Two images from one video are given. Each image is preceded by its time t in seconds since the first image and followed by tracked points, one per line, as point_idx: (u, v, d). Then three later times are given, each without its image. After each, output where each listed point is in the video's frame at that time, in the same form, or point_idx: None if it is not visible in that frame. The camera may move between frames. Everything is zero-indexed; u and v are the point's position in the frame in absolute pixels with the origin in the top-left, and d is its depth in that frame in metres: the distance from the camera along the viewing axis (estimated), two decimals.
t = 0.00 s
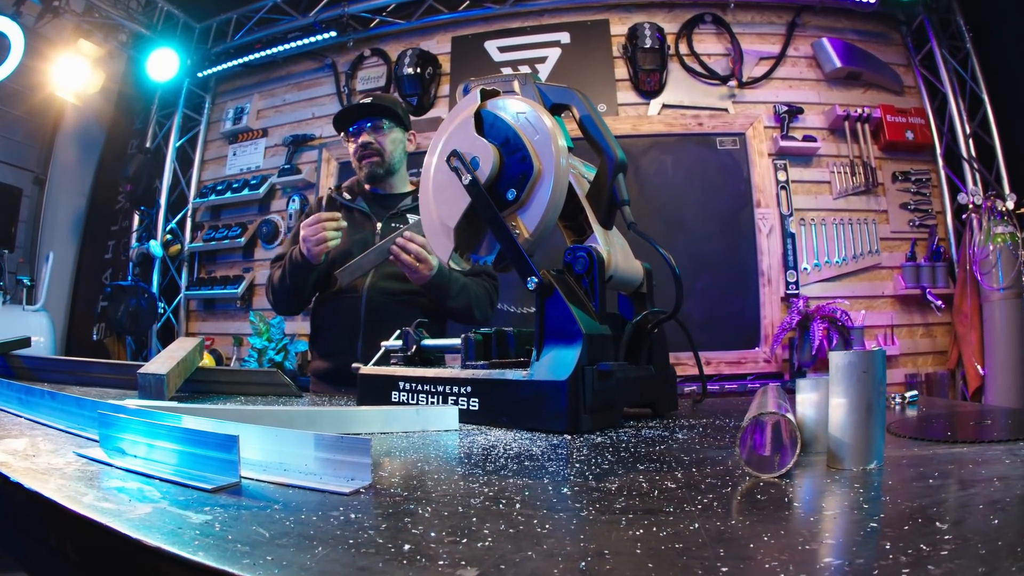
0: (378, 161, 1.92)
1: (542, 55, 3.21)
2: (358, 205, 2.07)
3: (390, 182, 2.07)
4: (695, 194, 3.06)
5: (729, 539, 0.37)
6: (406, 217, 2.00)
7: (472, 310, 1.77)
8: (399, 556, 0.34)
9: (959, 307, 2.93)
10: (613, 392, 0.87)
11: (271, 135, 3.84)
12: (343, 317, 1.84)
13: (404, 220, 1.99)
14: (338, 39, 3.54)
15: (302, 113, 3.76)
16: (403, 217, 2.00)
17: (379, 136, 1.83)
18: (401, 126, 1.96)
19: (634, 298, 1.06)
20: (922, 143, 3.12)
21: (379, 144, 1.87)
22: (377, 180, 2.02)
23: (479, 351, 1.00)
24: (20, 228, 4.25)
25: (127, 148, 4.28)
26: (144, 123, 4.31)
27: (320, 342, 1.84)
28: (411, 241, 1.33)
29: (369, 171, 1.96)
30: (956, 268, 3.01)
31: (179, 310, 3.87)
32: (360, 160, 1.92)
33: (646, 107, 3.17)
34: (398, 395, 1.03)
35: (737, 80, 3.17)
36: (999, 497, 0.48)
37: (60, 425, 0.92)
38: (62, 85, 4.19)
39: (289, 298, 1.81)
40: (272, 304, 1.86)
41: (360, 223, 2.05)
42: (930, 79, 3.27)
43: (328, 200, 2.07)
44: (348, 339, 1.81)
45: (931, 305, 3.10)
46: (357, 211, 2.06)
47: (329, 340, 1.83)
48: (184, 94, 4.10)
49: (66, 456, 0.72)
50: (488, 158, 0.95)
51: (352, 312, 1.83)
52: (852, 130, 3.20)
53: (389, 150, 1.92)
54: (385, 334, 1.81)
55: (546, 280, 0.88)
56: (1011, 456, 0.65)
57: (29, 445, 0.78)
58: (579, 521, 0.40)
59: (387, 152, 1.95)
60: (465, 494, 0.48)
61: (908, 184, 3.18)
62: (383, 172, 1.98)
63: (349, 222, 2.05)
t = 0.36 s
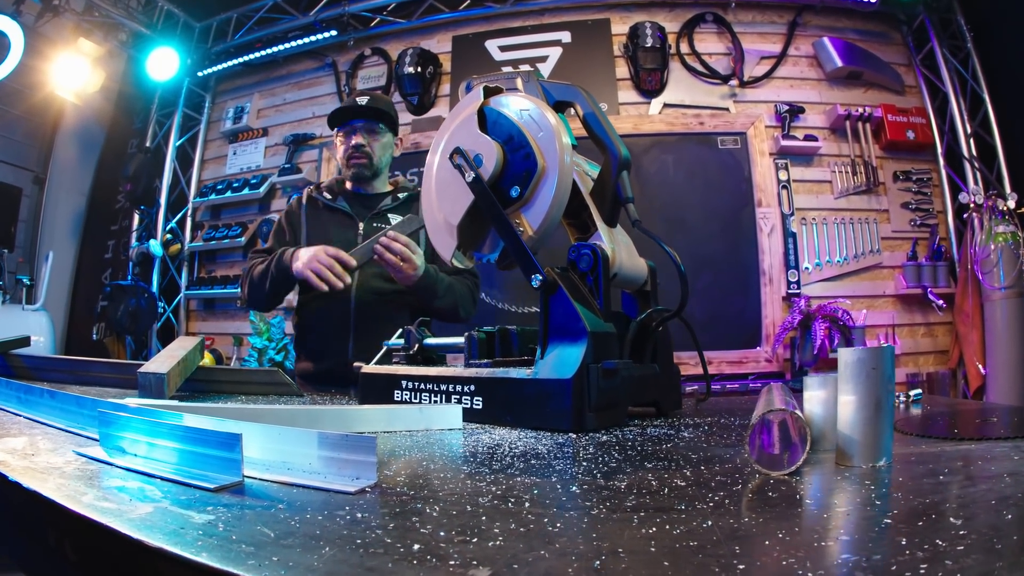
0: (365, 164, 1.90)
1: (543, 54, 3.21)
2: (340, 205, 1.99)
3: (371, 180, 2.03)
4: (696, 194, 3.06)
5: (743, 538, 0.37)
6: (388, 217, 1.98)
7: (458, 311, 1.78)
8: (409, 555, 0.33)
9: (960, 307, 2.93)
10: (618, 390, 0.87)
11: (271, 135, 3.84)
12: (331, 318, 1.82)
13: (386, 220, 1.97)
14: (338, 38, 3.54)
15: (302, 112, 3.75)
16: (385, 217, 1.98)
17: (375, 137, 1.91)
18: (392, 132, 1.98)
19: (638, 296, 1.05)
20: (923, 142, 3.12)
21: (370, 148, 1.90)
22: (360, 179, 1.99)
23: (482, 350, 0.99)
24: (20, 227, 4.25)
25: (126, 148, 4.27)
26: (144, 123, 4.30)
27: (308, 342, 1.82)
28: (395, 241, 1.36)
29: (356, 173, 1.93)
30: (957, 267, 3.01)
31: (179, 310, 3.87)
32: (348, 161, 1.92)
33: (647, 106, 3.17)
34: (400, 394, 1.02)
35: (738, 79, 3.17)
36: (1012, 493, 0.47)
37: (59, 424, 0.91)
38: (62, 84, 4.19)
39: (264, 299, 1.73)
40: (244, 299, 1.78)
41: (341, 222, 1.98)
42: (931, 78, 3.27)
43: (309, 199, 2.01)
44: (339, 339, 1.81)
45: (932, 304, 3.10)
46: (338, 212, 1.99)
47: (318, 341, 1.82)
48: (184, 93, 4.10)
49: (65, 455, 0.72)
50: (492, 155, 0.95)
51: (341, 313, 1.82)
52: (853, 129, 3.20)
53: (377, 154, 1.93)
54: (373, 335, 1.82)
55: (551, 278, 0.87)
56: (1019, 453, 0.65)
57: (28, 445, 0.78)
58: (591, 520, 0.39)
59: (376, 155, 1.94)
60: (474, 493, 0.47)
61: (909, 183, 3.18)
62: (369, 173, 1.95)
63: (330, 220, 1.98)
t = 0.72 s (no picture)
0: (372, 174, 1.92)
1: (545, 54, 3.21)
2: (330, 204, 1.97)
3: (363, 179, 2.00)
4: (698, 193, 3.06)
5: (757, 533, 0.38)
6: (381, 216, 2.01)
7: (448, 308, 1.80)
8: (425, 554, 0.32)
9: (961, 306, 2.94)
10: (624, 389, 0.87)
11: (271, 134, 3.83)
12: (328, 317, 1.81)
13: (380, 220, 2.00)
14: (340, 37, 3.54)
15: (303, 112, 3.76)
16: (379, 216, 2.00)
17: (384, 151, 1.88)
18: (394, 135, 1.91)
19: (643, 295, 1.05)
20: (924, 142, 3.12)
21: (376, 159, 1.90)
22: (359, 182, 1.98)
23: (487, 349, 0.99)
24: (20, 227, 4.24)
25: (127, 148, 4.27)
26: (144, 123, 4.30)
27: (304, 341, 1.82)
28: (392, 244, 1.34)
29: (361, 182, 1.94)
30: (958, 267, 3.01)
31: (180, 310, 3.87)
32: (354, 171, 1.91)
33: (649, 106, 3.17)
34: (404, 394, 1.02)
35: (740, 79, 3.17)
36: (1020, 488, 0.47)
37: (63, 424, 0.91)
38: (63, 84, 4.18)
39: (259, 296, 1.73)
40: (237, 296, 1.76)
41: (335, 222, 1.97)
42: (932, 78, 3.28)
43: (299, 199, 1.95)
44: (338, 338, 1.81)
45: (933, 304, 3.10)
46: (330, 211, 1.98)
47: (314, 340, 1.81)
48: (185, 93, 4.10)
49: (69, 454, 0.72)
50: (497, 153, 0.95)
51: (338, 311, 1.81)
52: (855, 128, 3.20)
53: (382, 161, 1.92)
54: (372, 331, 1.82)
55: (557, 276, 0.87)
56: None
57: (32, 444, 0.78)
58: (606, 518, 0.39)
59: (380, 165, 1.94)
60: (485, 491, 0.47)
61: (910, 183, 3.18)
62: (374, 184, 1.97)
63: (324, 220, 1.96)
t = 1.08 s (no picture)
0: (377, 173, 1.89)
1: (546, 54, 3.22)
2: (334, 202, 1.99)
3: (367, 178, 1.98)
4: (699, 193, 3.07)
5: (772, 525, 0.38)
6: (384, 213, 2.00)
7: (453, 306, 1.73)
8: (447, 549, 0.32)
9: (963, 306, 2.94)
10: (631, 387, 0.87)
11: (273, 134, 3.84)
12: (336, 315, 1.82)
13: (383, 217, 1.98)
14: (342, 37, 3.55)
15: (304, 112, 3.76)
16: (382, 214, 1.99)
17: (392, 151, 1.85)
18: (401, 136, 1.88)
19: (648, 294, 1.05)
20: (925, 142, 3.12)
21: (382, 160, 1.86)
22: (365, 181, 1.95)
23: (494, 347, 1.00)
24: (21, 227, 4.24)
25: (128, 148, 4.27)
26: (145, 122, 4.29)
27: (309, 342, 1.81)
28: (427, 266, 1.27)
29: (366, 181, 1.92)
30: (959, 266, 3.01)
31: (182, 309, 3.87)
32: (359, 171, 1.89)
33: (650, 106, 3.18)
34: (411, 392, 1.02)
35: (741, 79, 3.17)
36: None
37: (69, 423, 0.91)
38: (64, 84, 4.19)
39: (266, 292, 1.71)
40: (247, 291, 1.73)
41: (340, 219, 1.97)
42: (933, 79, 3.28)
43: (304, 197, 1.96)
44: (348, 335, 1.82)
45: (935, 303, 3.11)
46: (334, 209, 1.98)
47: (321, 340, 1.81)
48: (186, 93, 4.10)
49: (77, 453, 0.72)
50: (503, 152, 0.95)
51: (345, 311, 1.82)
52: (856, 129, 3.21)
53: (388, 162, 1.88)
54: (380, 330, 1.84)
55: (564, 275, 0.87)
56: None
57: (39, 444, 0.77)
58: (621, 512, 0.40)
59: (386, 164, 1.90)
60: (499, 487, 0.47)
61: (911, 183, 3.18)
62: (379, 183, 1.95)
63: (329, 217, 1.96)
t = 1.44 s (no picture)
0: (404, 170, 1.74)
1: (548, 55, 3.22)
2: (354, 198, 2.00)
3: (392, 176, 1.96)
4: (701, 193, 3.08)
5: (789, 519, 0.39)
6: (405, 214, 1.98)
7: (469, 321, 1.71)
8: (472, 546, 0.32)
9: (964, 306, 2.95)
10: (639, 386, 0.88)
11: (275, 134, 3.85)
12: (353, 312, 1.82)
13: (403, 217, 1.97)
14: (344, 37, 3.55)
15: (306, 112, 3.77)
16: (403, 214, 1.97)
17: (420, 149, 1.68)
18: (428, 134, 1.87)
19: (655, 293, 1.06)
20: (926, 143, 3.13)
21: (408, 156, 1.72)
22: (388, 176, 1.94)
23: (502, 347, 1.00)
24: (22, 227, 4.24)
25: (129, 148, 4.28)
26: (146, 122, 4.30)
27: (326, 338, 1.80)
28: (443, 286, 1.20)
29: (392, 176, 1.76)
30: (960, 266, 3.02)
31: (183, 310, 3.87)
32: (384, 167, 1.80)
33: (653, 106, 3.18)
34: (418, 392, 1.02)
35: (744, 79, 3.18)
36: None
37: (76, 423, 0.91)
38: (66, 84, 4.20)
39: (286, 283, 1.72)
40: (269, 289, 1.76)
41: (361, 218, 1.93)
42: (934, 79, 3.29)
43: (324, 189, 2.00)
44: (363, 331, 1.81)
45: (936, 303, 3.11)
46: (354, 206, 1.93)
47: (336, 338, 1.80)
48: (188, 93, 4.11)
49: (86, 454, 0.72)
50: (511, 152, 0.95)
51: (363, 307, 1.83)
52: (857, 129, 3.21)
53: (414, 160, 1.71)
54: (396, 327, 1.87)
55: (572, 274, 0.88)
56: None
57: (48, 444, 0.77)
58: (639, 508, 0.40)
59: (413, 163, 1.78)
60: (515, 485, 0.48)
61: (912, 183, 3.19)
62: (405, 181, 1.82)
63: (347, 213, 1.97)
